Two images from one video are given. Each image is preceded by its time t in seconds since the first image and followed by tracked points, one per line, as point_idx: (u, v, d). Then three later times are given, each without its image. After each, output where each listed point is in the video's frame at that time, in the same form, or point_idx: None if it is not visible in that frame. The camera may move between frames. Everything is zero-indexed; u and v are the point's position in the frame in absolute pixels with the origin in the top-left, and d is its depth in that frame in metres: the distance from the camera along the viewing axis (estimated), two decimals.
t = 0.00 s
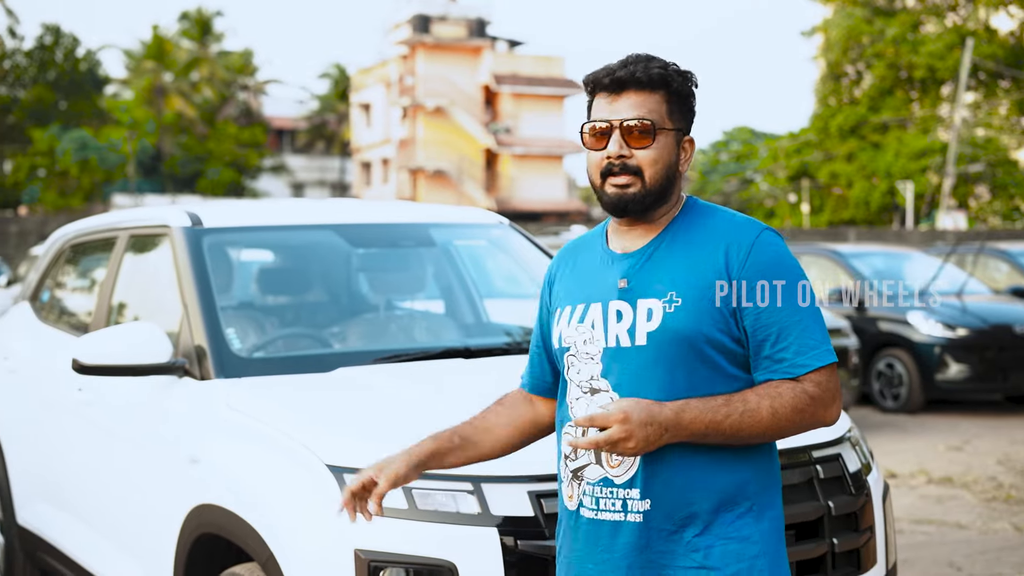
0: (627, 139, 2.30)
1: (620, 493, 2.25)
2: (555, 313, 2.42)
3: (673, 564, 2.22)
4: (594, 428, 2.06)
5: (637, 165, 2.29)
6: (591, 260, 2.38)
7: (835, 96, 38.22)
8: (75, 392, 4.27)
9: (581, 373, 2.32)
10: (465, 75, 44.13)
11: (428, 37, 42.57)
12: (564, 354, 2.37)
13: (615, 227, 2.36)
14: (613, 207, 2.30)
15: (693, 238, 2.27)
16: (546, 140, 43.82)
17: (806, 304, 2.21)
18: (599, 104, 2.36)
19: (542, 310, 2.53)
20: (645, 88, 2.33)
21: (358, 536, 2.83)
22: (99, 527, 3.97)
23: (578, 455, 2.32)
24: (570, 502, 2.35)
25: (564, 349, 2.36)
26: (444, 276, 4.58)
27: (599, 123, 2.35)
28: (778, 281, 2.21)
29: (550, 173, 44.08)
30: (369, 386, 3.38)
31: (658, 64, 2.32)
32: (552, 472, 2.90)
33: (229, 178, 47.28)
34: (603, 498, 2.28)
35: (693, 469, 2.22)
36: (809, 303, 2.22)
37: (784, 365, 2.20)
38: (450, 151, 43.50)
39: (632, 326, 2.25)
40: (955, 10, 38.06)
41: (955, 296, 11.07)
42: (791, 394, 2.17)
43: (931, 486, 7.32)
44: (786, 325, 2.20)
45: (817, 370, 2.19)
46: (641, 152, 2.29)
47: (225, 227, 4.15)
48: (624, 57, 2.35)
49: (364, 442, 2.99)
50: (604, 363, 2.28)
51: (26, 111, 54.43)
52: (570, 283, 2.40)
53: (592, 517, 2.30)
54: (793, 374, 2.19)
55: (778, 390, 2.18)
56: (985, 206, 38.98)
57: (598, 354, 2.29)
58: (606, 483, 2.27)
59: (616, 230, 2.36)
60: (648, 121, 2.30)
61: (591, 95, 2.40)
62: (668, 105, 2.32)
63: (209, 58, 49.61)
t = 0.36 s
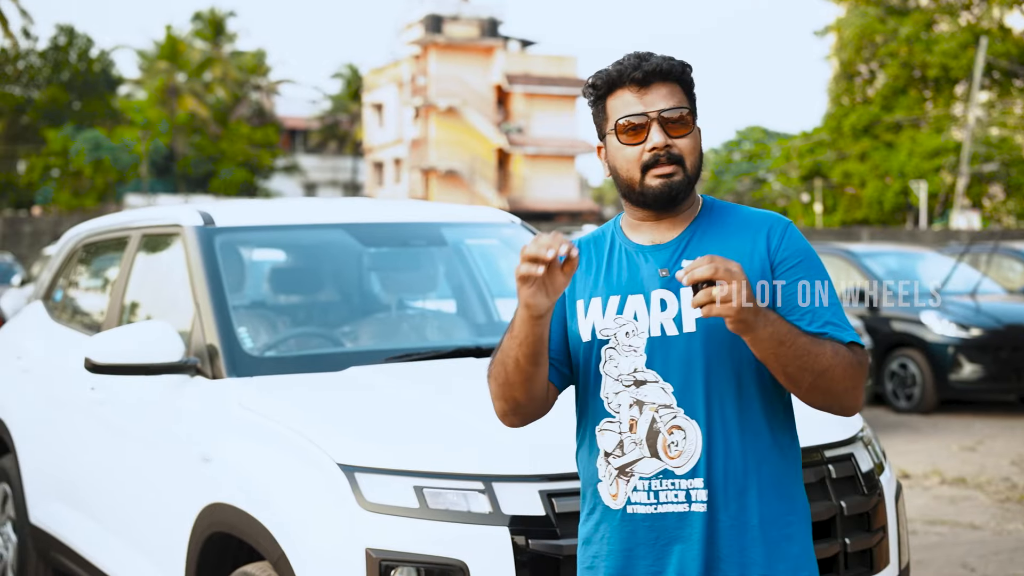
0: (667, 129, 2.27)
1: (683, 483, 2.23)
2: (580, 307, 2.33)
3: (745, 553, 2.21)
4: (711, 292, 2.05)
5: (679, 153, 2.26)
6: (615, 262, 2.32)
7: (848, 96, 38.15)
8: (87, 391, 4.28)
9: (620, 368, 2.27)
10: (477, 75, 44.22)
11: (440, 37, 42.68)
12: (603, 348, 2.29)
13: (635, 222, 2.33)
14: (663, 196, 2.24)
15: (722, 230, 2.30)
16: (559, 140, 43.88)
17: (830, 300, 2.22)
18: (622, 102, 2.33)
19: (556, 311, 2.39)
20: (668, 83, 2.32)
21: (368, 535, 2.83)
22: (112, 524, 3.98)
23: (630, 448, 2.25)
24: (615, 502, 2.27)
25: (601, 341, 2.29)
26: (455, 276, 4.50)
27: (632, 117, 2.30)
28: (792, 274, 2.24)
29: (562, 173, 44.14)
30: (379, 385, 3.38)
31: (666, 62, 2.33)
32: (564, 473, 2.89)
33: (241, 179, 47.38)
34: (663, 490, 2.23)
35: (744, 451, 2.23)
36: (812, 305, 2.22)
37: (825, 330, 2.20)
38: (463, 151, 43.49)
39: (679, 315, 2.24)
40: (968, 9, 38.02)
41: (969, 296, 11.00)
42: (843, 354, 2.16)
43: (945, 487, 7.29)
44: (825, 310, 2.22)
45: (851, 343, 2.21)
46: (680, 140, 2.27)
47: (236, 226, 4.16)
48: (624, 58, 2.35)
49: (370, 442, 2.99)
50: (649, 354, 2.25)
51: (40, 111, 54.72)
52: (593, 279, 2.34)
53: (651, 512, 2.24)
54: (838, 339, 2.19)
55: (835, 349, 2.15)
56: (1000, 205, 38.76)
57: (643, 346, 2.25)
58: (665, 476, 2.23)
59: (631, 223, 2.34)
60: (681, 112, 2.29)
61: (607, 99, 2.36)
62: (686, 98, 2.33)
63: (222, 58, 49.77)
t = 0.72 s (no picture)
0: (719, 137, 2.23)
1: (745, 497, 2.19)
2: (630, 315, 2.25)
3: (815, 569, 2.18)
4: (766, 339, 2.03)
5: (731, 161, 2.22)
6: (668, 270, 2.25)
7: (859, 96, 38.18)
8: (98, 391, 4.29)
9: (675, 378, 2.21)
10: (488, 75, 44.23)
11: (451, 37, 42.78)
12: (656, 356, 2.22)
13: (680, 225, 2.29)
14: (714, 204, 2.21)
15: (781, 231, 2.25)
16: (570, 141, 43.86)
17: (878, 303, 2.20)
18: (674, 103, 2.28)
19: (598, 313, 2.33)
20: (722, 84, 2.27)
21: (377, 535, 2.82)
22: (122, 526, 3.99)
23: (690, 460, 2.21)
24: (673, 516, 2.23)
25: (656, 349, 2.22)
26: (466, 276, 4.52)
27: (683, 121, 2.26)
28: (842, 275, 2.22)
29: (573, 173, 44.14)
30: (389, 385, 3.38)
31: (721, 59, 2.27)
32: (573, 475, 2.88)
33: (252, 179, 47.49)
34: (725, 505, 2.19)
35: (802, 459, 2.19)
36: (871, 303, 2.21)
37: (885, 346, 2.19)
38: (473, 150, 43.40)
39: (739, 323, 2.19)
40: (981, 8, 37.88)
41: (982, 296, 10.98)
42: (903, 368, 2.16)
43: (956, 488, 7.26)
44: (883, 316, 2.20)
45: (912, 356, 2.19)
46: (732, 147, 2.23)
47: (247, 227, 4.15)
48: (671, 55, 2.30)
49: (378, 442, 2.98)
50: (708, 363, 2.19)
51: (52, 111, 54.91)
52: (645, 282, 2.26)
53: (711, 527, 2.20)
54: (899, 355, 2.18)
55: (897, 364, 2.16)
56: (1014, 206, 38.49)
57: (701, 355, 2.19)
58: (727, 489, 2.19)
59: (678, 226, 2.29)
60: (734, 116, 2.25)
61: (657, 98, 2.31)
62: (736, 97, 2.28)
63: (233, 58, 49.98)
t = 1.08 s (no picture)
0: (740, 138, 2.22)
1: (752, 510, 2.18)
2: (632, 320, 2.23)
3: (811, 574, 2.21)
4: (787, 416, 2.09)
5: (748, 162, 2.22)
6: (673, 270, 2.23)
7: (869, 95, 38.10)
8: (108, 391, 4.29)
9: (678, 385, 2.19)
10: (497, 75, 44.37)
11: (460, 37, 42.88)
12: (660, 363, 2.20)
13: (687, 225, 2.27)
14: (731, 206, 2.19)
15: (782, 239, 2.26)
16: (579, 141, 43.78)
17: (875, 303, 2.27)
18: (694, 100, 2.25)
19: (593, 317, 2.29)
20: (740, 83, 2.26)
21: (386, 536, 2.82)
22: (131, 526, 3.99)
23: (694, 471, 2.18)
24: (672, 526, 2.22)
25: (659, 355, 2.19)
26: (474, 277, 4.52)
27: (703, 119, 2.23)
28: (847, 280, 2.26)
29: (582, 173, 44.23)
30: (398, 385, 3.37)
31: (739, 58, 2.24)
32: (581, 475, 2.88)
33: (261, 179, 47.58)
34: (730, 516, 2.18)
35: (803, 470, 2.20)
36: (870, 303, 2.28)
37: (880, 363, 2.27)
38: (483, 151, 43.54)
39: (750, 331, 2.18)
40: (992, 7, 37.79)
41: (994, 296, 10.95)
42: (899, 388, 2.27)
43: (967, 488, 7.24)
44: (881, 325, 2.28)
45: (904, 369, 2.27)
46: (751, 147, 2.22)
47: (258, 227, 4.16)
48: (690, 48, 2.26)
49: (392, 442, 2.97)
50: (715, 372, 2.18)
51: (61, 112, 54.97)
52: (645, 284, 2.24)
53: (713, 538, 2.19)
54: (892, 369, 2.27)
55: (886, 380, 2.26)
56: None
57: (706, 363, 2.18)
58: (733, 501, 2.18)
59: (680, 226, 2.28)
60: (754, 117, 2.24)
61: (674, 93, 2.27)
62: (750, 98, 2.26)
63: (242, 58, 50.11)
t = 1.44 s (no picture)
0: (696, 131, 2.22)
1: (700, 508, 2.19)
2: (584, 314, 2.20)
3: (751, 570, 2.23)
4: (712, 399, 2.08)
5: (703, 156, 2.22)
6: (627, 263, 2.22)
7: (879, 94, 37.96)
8: (119, 391, 4.30)
9: (630, 381, 2.17)
10: (507, 75, 44.41)
11: (470, 37, 42.85)
12: (612, 359, 2.18)
13: (639, 220, 2.26)
14: (683, 199, 2.19)
15: (730, 239, 2.28)
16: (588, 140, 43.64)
17: (816, 304, 2.33)
18: (652, 91, 2.26)
19: (536, 298, 2.25)
20: (699, 79, 2.27)
21: (395, 535, 2.81)
22: (142, 526, 4.00)
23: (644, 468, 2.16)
24: (621, 525, 2.19)
25: (613, 349, 2.17)
26: (484, 277, 4.42)
27: (657, 111, 2.23)
28: (790, 282, 2.31)
29: (592, 173, 44.17)
30: (407, 386, 3.37)
31: (695, 54, 2.25)
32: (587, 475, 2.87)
33: (271, 179, 47.61)
34: (678, 515, 2.18)
35: (750, 465, 2.23)
36: (810, 305, 2.33)
37: (817, 368, 2.32)
38: (492, 151, 43.52)
39: (700, 327, 2.19)
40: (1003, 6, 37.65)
41: (1005, 297, 10.94)
42: (834, 392, 2.30)
43: (979, 489, 7.22)
44: (823, 329, 2.34)
45: (843, 377, 2.32)
46: (706, 141, 2.22)
47: (267, 227, 4.17)
48: (652, 40, 2.26)
49: (403, 443, 2.97)
50: (666, 367, 2.17)
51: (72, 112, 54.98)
52: (595, 280, 2.22)
53: (662, 538, 2.18)
54: (830, 376, 2.32)
55: (825, 385, 2.30)
56: None
57: (659, 359, 2.17)
58: (682, 498, 2.18)
59: (633, 220, 2.26)
60: (712, 111, 2.25)
61: (634, 83, 2.27)
62: (708, 93, 2.27)
63: (252, 59, 50.21)
